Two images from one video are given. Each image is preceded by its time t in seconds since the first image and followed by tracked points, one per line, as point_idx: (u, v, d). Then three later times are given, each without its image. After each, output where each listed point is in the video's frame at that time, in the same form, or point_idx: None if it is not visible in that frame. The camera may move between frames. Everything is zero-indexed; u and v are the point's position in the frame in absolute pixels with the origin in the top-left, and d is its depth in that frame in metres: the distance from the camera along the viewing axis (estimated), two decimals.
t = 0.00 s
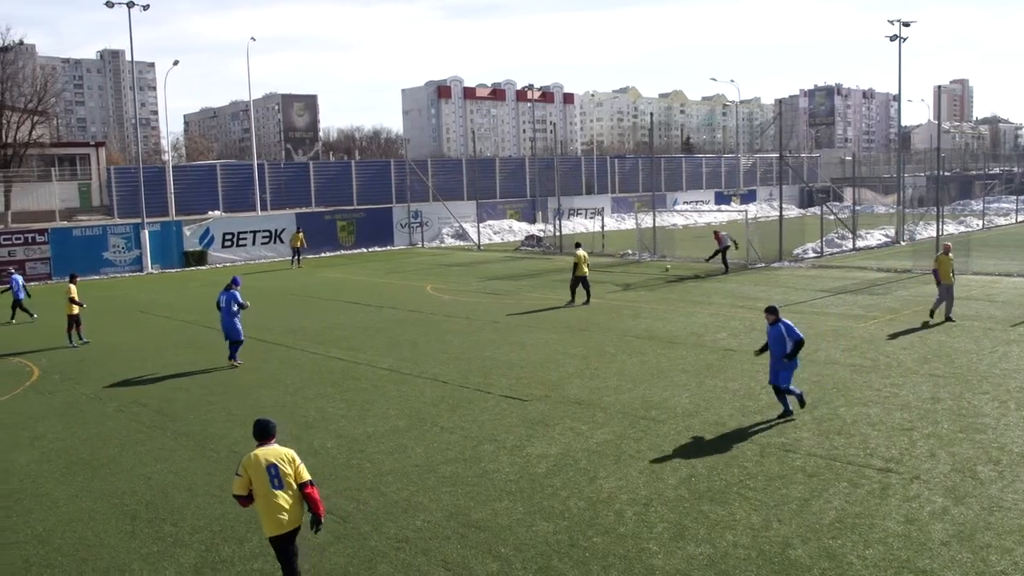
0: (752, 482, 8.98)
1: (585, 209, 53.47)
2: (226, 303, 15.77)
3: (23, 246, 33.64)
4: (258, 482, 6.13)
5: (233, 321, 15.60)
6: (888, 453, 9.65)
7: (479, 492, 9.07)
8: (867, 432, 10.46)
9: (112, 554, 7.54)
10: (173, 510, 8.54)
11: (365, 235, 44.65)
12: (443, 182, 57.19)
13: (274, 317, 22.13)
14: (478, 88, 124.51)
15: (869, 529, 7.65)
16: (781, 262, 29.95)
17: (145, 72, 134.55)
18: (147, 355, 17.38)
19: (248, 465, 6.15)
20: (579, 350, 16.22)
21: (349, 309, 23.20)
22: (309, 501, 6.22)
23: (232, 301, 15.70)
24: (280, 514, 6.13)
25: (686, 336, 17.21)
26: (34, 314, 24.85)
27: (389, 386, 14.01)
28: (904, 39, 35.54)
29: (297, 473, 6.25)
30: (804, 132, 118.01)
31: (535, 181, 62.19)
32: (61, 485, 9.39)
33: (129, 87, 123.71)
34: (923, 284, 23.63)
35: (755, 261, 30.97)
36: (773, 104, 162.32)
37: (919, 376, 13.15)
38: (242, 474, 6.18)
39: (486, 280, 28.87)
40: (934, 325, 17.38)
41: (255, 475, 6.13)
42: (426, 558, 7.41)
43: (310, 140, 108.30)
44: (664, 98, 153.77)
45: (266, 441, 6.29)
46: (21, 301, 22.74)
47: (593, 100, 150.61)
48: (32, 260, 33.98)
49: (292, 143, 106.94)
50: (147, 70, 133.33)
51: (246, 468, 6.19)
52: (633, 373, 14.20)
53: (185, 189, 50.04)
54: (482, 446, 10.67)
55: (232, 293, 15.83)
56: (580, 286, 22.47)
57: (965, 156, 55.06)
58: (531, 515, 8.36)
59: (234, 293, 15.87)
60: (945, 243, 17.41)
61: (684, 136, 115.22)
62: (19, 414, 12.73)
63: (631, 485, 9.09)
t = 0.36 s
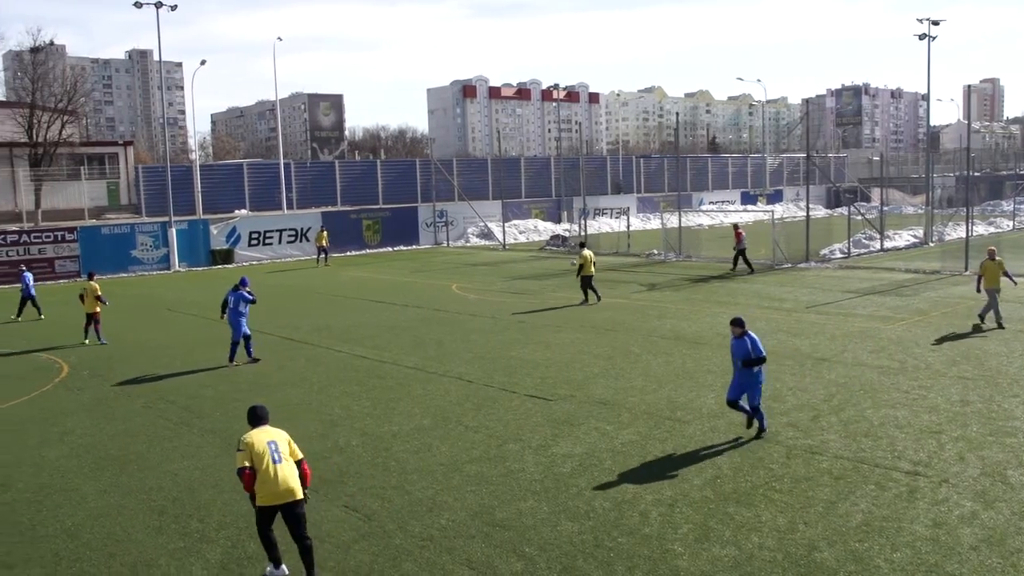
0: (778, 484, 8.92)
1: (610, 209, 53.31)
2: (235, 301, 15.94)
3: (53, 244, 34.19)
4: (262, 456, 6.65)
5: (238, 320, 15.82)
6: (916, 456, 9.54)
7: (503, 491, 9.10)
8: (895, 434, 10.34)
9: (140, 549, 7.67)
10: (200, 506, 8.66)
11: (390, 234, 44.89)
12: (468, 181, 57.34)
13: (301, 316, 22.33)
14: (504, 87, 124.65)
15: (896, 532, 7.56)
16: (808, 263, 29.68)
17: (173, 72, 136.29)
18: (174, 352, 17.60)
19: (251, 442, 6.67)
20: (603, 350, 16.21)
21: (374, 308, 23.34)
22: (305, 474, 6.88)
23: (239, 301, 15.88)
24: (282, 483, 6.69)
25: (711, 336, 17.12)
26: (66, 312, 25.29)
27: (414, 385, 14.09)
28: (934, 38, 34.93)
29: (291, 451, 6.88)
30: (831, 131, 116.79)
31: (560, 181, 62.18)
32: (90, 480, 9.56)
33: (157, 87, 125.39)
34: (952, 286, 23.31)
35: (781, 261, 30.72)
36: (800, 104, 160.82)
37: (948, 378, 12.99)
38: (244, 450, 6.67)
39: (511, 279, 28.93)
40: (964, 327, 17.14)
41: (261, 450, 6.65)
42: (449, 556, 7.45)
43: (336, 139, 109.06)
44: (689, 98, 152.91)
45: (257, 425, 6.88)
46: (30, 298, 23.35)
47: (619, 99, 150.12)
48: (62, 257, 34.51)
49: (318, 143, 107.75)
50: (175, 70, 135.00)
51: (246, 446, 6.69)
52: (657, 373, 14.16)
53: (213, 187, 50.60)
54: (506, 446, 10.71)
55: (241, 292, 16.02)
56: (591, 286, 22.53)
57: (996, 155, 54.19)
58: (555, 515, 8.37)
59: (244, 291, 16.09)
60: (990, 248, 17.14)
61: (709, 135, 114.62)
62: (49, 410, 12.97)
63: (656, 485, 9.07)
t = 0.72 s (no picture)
0: (830, 488, 8.78)
1: (661, 208, 52.86)
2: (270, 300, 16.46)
3: (110, 239, 35.18)
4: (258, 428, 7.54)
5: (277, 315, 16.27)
6: (973, 463, 9.30)
7: (551, 490, 9.14)
8: (950, 440, 10.10)
9: (193, 540, 7.89)
10: (251, 500, 8.88)
11: (441, 232, 45.25)
12: (518, 180, 57.43)
13: (351, 313, 22.66)
14: (554, 86, 124.45)
15: (951, 540, 7.39)
16: (862, 264, 29.06)
17: (228, 71, 139.19)
18: (226, 347, 18.02)
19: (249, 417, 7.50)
20: (650, 350, 16.12)
21: (423, 305, 23.56)
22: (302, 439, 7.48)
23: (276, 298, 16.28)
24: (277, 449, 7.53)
25: (762, 337, 16.90)
26: (124, 306, 26.07)
27: (463, 383, 14.21)
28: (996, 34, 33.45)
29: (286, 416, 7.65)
30: (887, 130, 114.06)
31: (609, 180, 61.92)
32: (145, 472, 9.86)
33: (212, 85, 128.21)
34: (1013, 289, 22.60)
35: (834, 262, 30.13)
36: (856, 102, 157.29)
37: (1007, 383, 12.62)
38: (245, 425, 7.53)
39: (560, 278, 28.95)
40: None
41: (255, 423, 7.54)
42: (497, 554, 7.51)
43: (387, 137, 110.19)
44: (742, 97, 150.74)
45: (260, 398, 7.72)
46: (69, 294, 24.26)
47: (670, 98, 148.76)
48: (119, 253, 35.53)
49: (369, 141, 108.95)
50: (230, 69, 137.89)
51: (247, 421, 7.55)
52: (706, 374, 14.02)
53: (267, 185, 51.57)
54: (554, 445, 10.74)
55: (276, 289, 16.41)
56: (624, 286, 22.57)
57: None
58: (603, 515, 8.38)
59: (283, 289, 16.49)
60: None
61: (761, 134, 112.89)
62: (106, 402, 13.39)
63: (705, 487, 9.01)
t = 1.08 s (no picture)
0: (876, 493, 8.64)
1: (708, 208, 52.34)
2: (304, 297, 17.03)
3: (159, 236, 36.05)
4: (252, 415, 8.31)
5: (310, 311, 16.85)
6: None
7: (593, 490, 9.15)
8: (1002, 446, 9.85)
9: (239, 533, 8.06)
10: (296, 495, 9.04)
11: (486, 231, 45.43)
12: (564, 179, 57.39)
13: (396, 311, 22.89)
14: (601, 85, 123.99)
15: (1002, 549, 7.21)
16: (912, 266, 28.44)
17: (276, 71, 141.58)
18: (272, 344, 18.34)
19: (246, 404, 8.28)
20: (693, 351, 16.00)
21: (467, 304, 23.72)
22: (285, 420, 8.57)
23: (312, 292, 16.84)
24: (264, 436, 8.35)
25: (809, 340, 16.65)
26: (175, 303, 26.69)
27: (508, 382, 14.27)
28: None
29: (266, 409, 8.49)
30: (940, 130, 111.26)
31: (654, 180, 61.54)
32: (192, 466, 10.10)
33: (261, 84, 130.62)
34: None
35: (883, 264, 29.54)
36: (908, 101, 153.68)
37: None
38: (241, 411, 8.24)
39: (604, 278, 28.87)
40: None
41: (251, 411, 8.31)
42: (540, 554, 7.54)
43: (433, 136, 110.98)
44: (790, 96, 148.47)
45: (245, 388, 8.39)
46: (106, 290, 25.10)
47: (717, 98, 147.25)
48: (168, 250, 36.38)
49: (415, 140, 109.82)
50: (278, 69, 140.41)
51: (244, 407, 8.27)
52: (750, 376, 13.86)
53: (315, 184, 52.33)
54: (597, 445, 10.73)
55: (308, 286, 16.86)
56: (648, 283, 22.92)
57: None
58: (646, 517, 8.37)
59: (312, 286, 16.93)
60: None
61: (810, 135, 111.05)
62: (155, 397, 13.74)
63: (749, 490, 8.93)
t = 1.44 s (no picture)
0: (924, 500, 8.47)
1: (753, 209, 51.75)
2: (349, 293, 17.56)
3: (206, 235, 36.73)
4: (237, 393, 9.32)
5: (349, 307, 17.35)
6: None
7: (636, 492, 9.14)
8: None
9: (282, 529, 8.21)
10: (338, 492, 9.19)
11: (530, 231, 45.49)
12: (608, 179, 57.22)
13: (438, 310, 23.05)
14: (646, 85, 123.27)
15: None
16: (962, 269, 27.79)
17: (322, 71, 143.52)
18: (316, 342, 18.62)
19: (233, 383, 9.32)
20: (737, 354, 15.82)
21: (510, 304, 23.80)
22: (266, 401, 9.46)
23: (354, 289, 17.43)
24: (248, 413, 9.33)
25: (855, 343, 16.38)
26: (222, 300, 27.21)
27: (550, 382, 14.29)
28: None
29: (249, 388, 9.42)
30: (994, 130, 108.36)
31: (698, 180, 61.01)
32: (237, 462, 10.32)
33: (306, 84, 132.56)
34: None
35: (932, 266, 28.90)
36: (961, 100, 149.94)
37: None
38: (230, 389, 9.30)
39: (647, 279, 28.69)
40: None
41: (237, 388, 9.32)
42: (581, 555, 7.56)
43: (477, 136, 111.49)
44: (838, 96, 145.99)
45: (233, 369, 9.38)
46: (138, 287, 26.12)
47: (763, 98, 145.39)
48: (214, 248, 37.03)
49: (459, 139, 110.38)
50: (323, 69, 142.33)
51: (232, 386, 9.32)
52: (796, 379, 13.67)
53: (359, 183, 52.90)
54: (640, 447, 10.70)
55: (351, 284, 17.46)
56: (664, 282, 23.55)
57: None
58: (688, 520, 8.32)
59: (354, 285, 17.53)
60: None
61: (858, 135, 109.06)
62: (202, 393, 14.04)
63: (793, 494, 8.84)
